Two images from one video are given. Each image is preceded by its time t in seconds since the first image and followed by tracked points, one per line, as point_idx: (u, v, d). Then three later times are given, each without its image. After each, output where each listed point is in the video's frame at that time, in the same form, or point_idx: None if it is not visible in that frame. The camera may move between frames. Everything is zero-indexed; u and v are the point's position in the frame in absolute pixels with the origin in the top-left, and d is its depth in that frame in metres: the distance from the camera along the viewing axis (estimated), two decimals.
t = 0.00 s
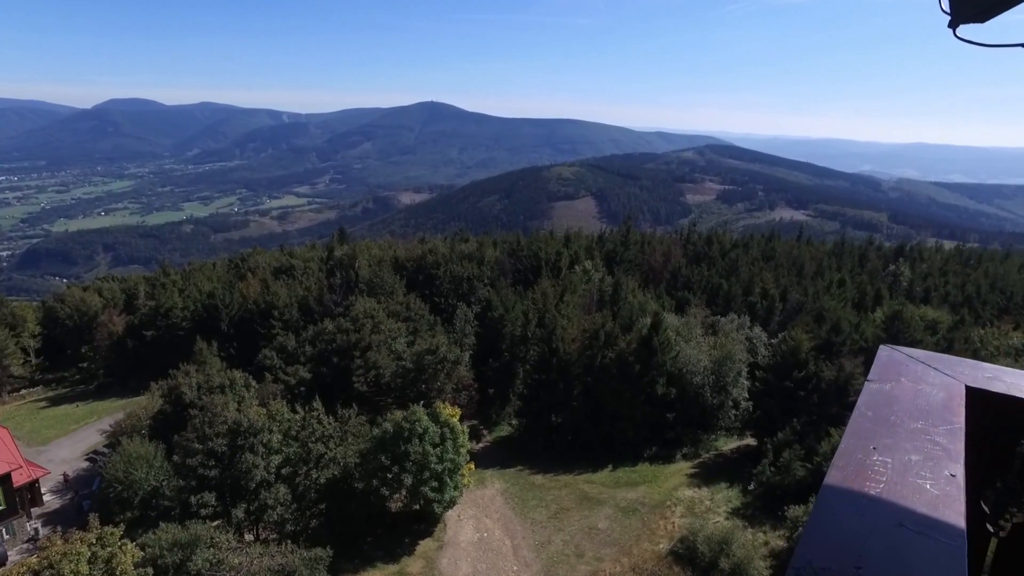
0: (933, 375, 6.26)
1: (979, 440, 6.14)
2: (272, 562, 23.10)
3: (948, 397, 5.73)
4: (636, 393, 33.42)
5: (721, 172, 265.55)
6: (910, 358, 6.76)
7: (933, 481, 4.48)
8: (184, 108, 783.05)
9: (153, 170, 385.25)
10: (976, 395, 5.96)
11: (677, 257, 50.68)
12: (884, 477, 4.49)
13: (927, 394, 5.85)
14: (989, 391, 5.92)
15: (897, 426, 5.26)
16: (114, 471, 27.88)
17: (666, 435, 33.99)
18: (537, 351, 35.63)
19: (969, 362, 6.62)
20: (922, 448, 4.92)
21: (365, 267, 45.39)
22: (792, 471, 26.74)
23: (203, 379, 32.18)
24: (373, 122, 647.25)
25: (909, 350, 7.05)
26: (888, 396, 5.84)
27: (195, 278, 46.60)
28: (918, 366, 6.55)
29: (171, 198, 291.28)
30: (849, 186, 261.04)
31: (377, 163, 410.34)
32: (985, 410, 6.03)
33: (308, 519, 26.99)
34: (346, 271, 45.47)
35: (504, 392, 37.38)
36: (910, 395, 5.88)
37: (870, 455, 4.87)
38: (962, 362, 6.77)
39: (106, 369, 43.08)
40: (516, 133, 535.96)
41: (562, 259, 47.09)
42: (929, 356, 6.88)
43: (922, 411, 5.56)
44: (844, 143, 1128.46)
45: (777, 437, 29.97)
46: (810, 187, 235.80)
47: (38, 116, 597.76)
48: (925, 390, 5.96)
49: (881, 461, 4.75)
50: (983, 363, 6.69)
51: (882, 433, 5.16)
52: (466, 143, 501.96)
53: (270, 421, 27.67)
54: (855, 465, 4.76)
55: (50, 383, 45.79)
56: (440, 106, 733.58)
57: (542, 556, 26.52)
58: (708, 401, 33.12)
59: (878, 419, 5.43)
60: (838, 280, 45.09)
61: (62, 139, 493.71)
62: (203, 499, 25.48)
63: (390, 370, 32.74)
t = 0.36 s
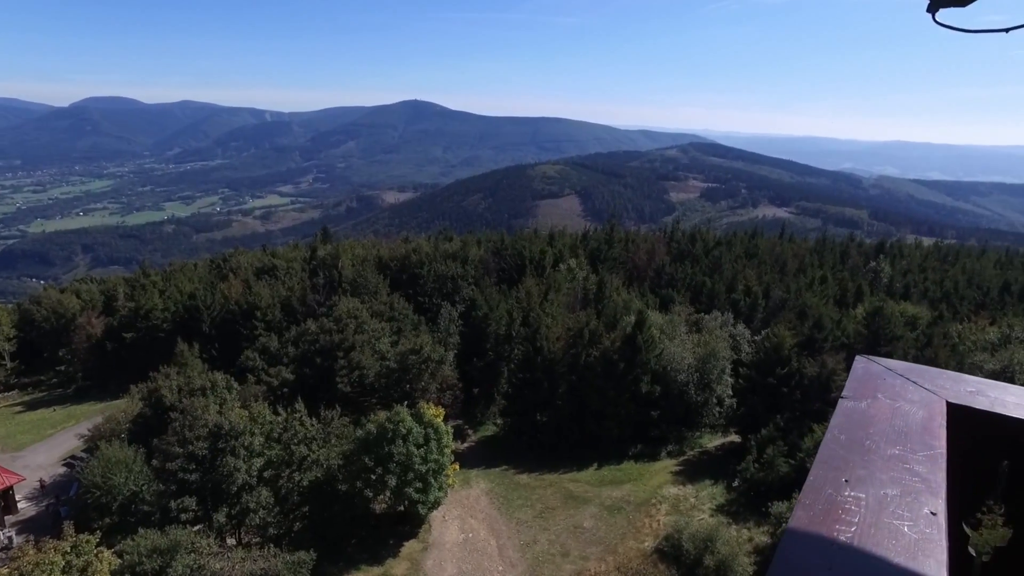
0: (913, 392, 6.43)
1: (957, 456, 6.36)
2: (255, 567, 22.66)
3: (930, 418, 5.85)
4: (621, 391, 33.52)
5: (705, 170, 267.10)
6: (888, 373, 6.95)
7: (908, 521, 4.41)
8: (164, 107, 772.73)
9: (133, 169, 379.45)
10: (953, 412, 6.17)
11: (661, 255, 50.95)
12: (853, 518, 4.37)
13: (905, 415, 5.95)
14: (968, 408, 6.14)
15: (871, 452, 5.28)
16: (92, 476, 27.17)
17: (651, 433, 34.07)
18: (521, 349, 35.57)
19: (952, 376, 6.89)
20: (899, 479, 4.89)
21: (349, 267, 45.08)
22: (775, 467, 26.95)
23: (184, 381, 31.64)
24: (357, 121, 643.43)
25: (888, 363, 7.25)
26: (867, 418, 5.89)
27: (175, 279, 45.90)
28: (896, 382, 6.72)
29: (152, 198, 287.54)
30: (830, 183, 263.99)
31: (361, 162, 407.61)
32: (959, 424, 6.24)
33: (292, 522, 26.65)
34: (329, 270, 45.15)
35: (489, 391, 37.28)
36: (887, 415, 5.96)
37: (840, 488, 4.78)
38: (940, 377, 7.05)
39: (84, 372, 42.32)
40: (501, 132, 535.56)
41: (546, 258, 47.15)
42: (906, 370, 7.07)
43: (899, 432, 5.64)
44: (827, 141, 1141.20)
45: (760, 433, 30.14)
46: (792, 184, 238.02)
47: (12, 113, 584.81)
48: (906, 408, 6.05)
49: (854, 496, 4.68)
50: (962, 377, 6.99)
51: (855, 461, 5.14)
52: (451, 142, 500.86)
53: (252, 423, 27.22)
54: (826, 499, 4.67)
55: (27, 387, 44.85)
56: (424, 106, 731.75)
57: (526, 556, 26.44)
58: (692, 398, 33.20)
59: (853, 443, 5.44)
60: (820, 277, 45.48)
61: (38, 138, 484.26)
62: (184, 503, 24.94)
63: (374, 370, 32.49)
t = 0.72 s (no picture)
0: (886, 418, 4.74)
1: (933, 507, 4.60)
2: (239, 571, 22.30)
3: (902, 450, 4.30)
4: (607, 390, 33.57)
5: (690, 169, 268.80)
6: (856, 395, 5.14)
7: None
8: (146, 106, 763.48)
9: (115, 169, 374.67)
10: (933, 444, 4.56)
11: (646, 253, 51.13)
12: None
13: (877, 448, 4.36)
14: (948, 436, 4.48)
15: (834, 494, 3.86)
16: (71, 482, 26.62)
17: (637, 431, 34.11)
18: (507, 349, 35.51)
19: (926, 400, 5.05)
20: (864, 532, 3.53)
21: (334, 267, 44.80)
22: (761, 464, 27.20)
23: (167, 384, 31.19)
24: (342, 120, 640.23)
25: (861, 383, 5.37)
26: (824, 454, 4.29)
27: (158, 281, 45.30)
28: (868, 406, 4.95)
29: (134, 198, 284.29)
30: (814, 181, 266.88)
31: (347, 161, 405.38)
32: (939, 460, 4.57)
33: (276, 525, 26.32)
34: (313, 271, 44.82)
35: (475, 391, 37.14)
36: (856, 447, 4.37)
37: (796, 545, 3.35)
38: (913, 396, 5.22)
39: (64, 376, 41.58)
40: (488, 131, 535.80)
41: (533, 257, 47.16)
42: (886, 391, 5.22)
43: (867, 471, 4.11)
44: (811, 139, 1153.96)
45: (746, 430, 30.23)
46: (776, 182, 240.51)
47: None
48: (875, 439, 4.46)
49: (816, 558, 3.26)
50: (938, 397, 5.15)
51: (814, 506, 3.73)
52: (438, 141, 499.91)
53: (235, 426, 26.89)
54: (778, 560, 3.23)
55: (5, 392, 44.06)
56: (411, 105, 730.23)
57: (514, 556, 26.34)
58: (678, 396, 33.32)
59: (807, 486, 3.96)
60: (803, 274, 45.78)
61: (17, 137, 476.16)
62: (166, 508, 24.47)
63: (359, 371, 32.27)
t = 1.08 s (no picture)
0: (869, 444, 4.24)
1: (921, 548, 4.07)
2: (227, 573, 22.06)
3: (890, 488, 3.78)
4: (598, 389, 33.55)
5: (680, 168, 269.75)
6: (842, 417, 4.60)
7: None
8: (134, 105, 757.06)
9: (102, 169, 371.01)
10: (924, 476, 4.03)
11: (637, 252, 51.20)
12: None
13: (862, 483, 3.85)
14: (941, 466, 4.00)
15: (813, 543, 3.27)
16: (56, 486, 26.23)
17: (628, 430, 34.14)
18: (498, 348, 35.43)
19: (918, 424, 4.51)
20: None
21: (324, 266, 44.55)
22: (752, 463, 27.23)
23: (154, 386, 30.83)
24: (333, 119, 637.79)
25: (844, 402, 4.85)
26: (802, 487, 3.74)
27: (145, 282, 44.86)
28: (852, 430, 4.42)
29: (122, 198, 281.70)
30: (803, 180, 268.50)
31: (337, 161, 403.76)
32: (930, 498, 4.09)
33: (266, 527, 26.08)
34: (303, 271, 44.54)
35: (466, 391, 37.05)
36: (839, 480, 3.83)
37: None
38: (901, 419, 4.70)
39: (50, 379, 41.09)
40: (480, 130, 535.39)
41: (523, 256, 47.08)
42: (869, 411, 4.72)
43: (848, 512, 3.58)
44: (801, 138, 1162.16)
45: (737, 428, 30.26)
46: (765, 180, 241.79)
47: None
48: (862, 472, 3.93)
49: None
50: (927, 420, 4.64)
51: (790, 556, 3.17)
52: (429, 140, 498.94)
53: (223, 428, 26.61)
54: None
55: None
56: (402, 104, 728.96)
57: (504, 557, 26.24)
58: (669, 395, 33.31)
59: (785, 530, 3.37)
60: (793, 273, 45.85)
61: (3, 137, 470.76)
62: (153, 512, 24.15)
63: (349, 372, 32.06)
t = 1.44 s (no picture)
0: (862, 485, 4.37)
1: None
2: None
3: (882, 542, 3.83)
4: (589, 389, 33.45)
5: (671, 167, 270.57)
6: (832, 450, 4.80)
7: None
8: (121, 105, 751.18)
9: (89, 169, 367.62)
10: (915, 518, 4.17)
11: (627, 251, 51.24)
12: None
13: (855, 535, 3.92)
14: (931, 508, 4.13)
15: None
16: (40, 491, 25.84)
17: (619, 430, 34.14)
18: (488, 348, 35.33)
19: (913, 461, 4.68)
20: None
21: (313, 267, 44.29)
22: (742, 461, 27.12)
23: (141, 389, 30.47)
24: (323, 119, 635.31)
25: (834, 435, 5.01)
26: (792, 535, 3.78)
27: (132, 283, 44.43)
28: (843, 469, 4.57)
29: (110, 198, 279.11)
30: (792, 178, 270.21)
31: (328, 160, 402.20)
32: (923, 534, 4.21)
33: (255, 529, 25.81)
34: (292, 271, 44.26)
35: (457, 392, 36.89)
36: (829, 531, 3.88)
37: None
38: (897, 451, 4.91)
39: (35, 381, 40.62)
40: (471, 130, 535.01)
41: (514, 255, 47.03)
42: (862, 444, 4.89)
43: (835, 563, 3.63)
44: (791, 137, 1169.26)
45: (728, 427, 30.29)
46: (753, 179, 243.09)
47: None
48: (858, 521, 4.00)
49: None
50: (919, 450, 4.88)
51: None
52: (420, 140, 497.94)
53: (210, 431, 26.32)
54: None
55: None
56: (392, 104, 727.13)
57: (495, 558, 26.09)
58: (660, 394, 33.36)
59: None
60: (783, 272, 45.93)
61: None
62: (139, 516, 23.84)
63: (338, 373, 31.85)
